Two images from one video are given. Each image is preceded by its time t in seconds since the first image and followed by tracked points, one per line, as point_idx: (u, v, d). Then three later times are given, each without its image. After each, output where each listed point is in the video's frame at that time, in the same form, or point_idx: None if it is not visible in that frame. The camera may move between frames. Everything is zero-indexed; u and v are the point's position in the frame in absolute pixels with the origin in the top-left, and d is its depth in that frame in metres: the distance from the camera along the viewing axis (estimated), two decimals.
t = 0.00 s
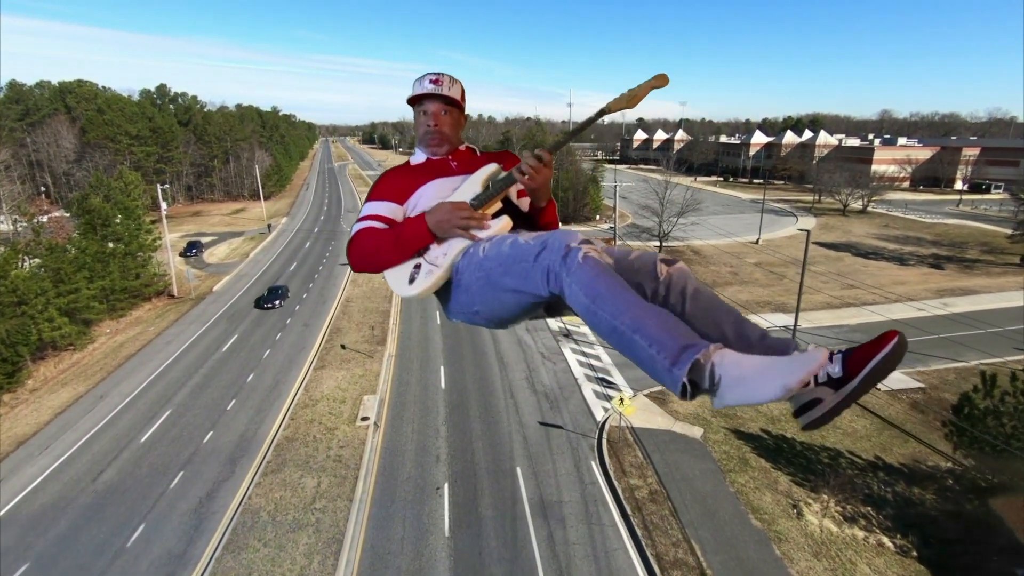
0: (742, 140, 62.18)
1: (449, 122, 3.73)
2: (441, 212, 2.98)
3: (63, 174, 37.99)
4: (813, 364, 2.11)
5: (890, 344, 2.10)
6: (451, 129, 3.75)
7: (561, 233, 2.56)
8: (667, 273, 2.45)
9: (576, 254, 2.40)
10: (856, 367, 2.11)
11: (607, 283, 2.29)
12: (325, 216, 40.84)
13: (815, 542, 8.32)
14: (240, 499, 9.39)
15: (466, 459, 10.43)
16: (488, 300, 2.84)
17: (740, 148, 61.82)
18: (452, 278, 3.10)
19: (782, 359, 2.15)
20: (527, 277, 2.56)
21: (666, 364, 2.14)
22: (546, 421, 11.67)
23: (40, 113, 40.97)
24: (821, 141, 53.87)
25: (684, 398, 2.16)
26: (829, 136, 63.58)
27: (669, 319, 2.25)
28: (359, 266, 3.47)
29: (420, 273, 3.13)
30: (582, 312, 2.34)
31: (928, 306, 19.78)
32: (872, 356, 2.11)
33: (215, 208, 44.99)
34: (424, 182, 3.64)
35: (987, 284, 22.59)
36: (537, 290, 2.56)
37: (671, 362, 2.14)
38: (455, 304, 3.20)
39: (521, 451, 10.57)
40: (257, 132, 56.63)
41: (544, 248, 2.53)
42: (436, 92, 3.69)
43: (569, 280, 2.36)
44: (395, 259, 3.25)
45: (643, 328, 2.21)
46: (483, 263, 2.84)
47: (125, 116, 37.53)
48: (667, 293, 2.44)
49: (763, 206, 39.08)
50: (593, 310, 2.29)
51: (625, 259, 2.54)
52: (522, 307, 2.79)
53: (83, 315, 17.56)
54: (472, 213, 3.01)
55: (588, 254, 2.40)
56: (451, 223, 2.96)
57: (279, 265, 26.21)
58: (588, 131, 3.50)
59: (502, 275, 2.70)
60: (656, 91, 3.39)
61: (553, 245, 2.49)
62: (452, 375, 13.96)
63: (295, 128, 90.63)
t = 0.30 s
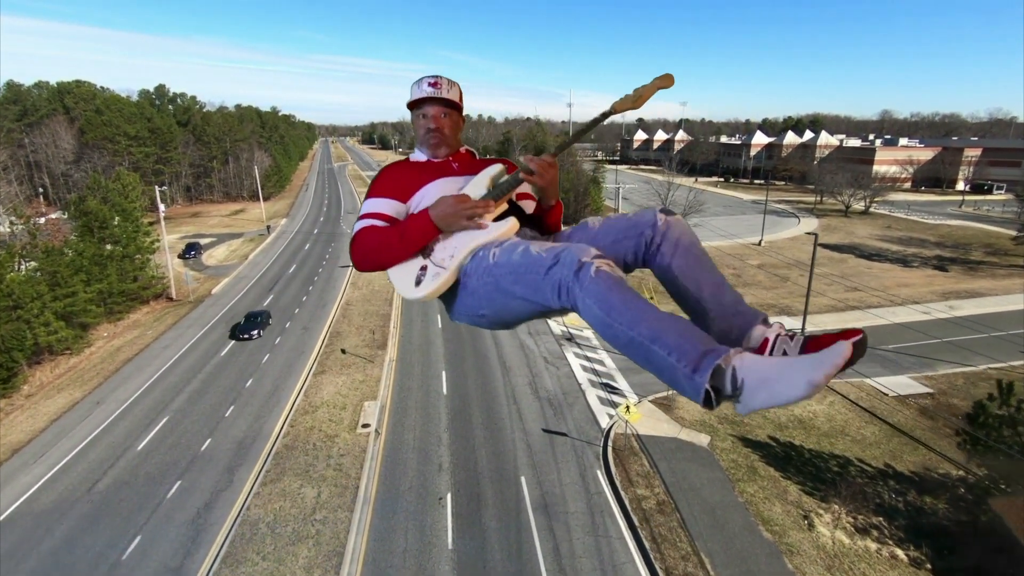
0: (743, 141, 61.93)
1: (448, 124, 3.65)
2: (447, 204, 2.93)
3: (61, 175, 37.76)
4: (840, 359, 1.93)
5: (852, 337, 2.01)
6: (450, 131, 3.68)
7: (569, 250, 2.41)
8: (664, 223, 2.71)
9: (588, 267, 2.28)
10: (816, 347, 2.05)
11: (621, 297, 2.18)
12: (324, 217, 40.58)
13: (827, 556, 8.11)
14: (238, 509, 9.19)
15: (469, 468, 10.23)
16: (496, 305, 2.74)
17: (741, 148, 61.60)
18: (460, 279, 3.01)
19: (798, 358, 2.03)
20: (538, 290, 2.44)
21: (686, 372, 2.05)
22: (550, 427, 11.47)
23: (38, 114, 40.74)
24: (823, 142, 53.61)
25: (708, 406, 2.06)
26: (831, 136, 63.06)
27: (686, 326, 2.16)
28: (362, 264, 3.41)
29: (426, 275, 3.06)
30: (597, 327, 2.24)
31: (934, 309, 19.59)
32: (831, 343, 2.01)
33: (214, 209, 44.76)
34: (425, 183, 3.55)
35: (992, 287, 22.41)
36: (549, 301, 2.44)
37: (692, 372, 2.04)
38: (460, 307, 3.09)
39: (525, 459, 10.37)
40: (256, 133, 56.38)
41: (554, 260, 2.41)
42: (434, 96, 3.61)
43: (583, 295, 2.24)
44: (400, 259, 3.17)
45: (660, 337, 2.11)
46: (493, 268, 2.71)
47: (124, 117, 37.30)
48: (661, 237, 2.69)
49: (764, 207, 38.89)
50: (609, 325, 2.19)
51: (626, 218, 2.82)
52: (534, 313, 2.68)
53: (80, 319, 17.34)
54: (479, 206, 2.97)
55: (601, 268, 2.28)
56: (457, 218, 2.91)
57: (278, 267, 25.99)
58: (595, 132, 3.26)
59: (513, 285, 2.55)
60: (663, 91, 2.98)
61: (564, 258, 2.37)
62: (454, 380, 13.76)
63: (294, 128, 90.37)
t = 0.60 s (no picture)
0: (745, 141, 61.74)
1: (454, 121, 3.37)
2: (458, 209, 2.70)
3: (61, 175, 37.55)
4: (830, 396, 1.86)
5: (799, 292, 2.22)
6: (455, 127, 3.41)
7: (572, 257, 2.31)
8: (644, 178, 2.83)
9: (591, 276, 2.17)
10: (762, 303, 2.26)
11: (624, 310, 2.08)
12: (326, 217, 40.36)
13: (847, 568, 7.92)
14: (242, 519, 8.99)
15: (477, 476, 10.03)
16: (495, 307, 2.63)
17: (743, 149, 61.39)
18: (461, 284, 2.82)
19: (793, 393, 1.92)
20: (538, 295, 2.34)
21: (684, 395, 1.94)
22: (558, 434, 11.26)
23: (38, 114, 40.51)
24: (825, 142, 53.42)
25: (703, 427, 1.95)
26: (834, 137, 62.87)
27: (688, 346, 2.06)
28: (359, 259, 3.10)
29: (428, 274, 2.80)
30: (598, 339, 2.14)
31: (943, 311, 19.40)
32: (779, 296, 2.23)
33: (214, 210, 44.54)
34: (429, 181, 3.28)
35: (1000, 289, 22.23)
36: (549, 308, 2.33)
37: (689, 394, 1.94)
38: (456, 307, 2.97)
39: (534, 467, 10.17)
40: (256, 133, 56.11)
41: (557, 267, 2.29)
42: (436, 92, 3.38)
43: (584, 303, 2.14)
44: (400, 256, 2.89)
45: (660, 355, 2.01)
46: (495, 271, 2.58)
47: (124, 116, 37.10)
48: (641, 191, 2.78)
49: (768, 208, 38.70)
50: (610, 337, 2.09)
51: (607, 189, 2.96)
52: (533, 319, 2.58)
53: (79, 322, 17.13)
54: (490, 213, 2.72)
55: (604, 280, 2.17)
56: (466, 225, 2.66)
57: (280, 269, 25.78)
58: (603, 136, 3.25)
59: (515, 289, 2.43)
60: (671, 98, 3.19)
61: (567, 266, 2.26)
62: (459, 385, 13.56)
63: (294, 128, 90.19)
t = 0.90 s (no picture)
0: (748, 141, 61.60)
1: (455, 123, 3.39)
2: (457, 208, 2.70)
3: (62, 175, 37.36)
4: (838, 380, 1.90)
5: (827, 268, 2.13)
6: (458, 128, 3.42)
7: (570, 256, 2.26)
8: (646, 181, 2.76)
9: (592, 274, 2.13)
10: (791, 285, 2.14)
11: (626, 308, 2.04)
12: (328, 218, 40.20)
13: None
14: (250, 527, 8.83)
15: (488, 482, 9.88)
16: (494, 307, 2.58)
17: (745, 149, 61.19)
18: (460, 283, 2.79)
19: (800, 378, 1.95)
20: (540, 293, 2.29)
21: (688, 389, 1.95)
22: (569, 439, 11.10)
23: (39, 113, 40.32)
24: (828, 142, 53.29)
25: (707, 422, 1.97)
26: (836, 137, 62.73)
27: (691, 340, 2.05)
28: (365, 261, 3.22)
29: (427, 277, 2.82)
30: (599, 336, 2.11)
31: (951, 313, 19.25)
32: (811, 274, 2.12)
33: (215, 210, 44.33)
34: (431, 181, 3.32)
35: (1008, 290, 22.11)
36: (550, 307, 2.29)
37: (693, 387, 1.94)
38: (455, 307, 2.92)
39: (546, 473, 10.01)
40: (257, 133, 56.01)
41: (557, 265, 2.25)
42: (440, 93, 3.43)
43: (586, 301, 2.10)
44: (401, 258, 2.96)
45: (663, 351, 1.99)
46: (494, 271, 2.53)
47: (125, 116, 36.95)
48: (643, 196, 2.74)
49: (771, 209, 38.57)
50: (612, 335, 2.06)
51: (610, 193, 2.94)
52: (533, 318, 2.54)
53: (82, 324, 16.97)
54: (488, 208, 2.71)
55: (606, 277, 2.14)
56: (465, 223, 2.65)
57: (283, 270, 25.62)
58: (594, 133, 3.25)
59: (516, 288, 2.39)
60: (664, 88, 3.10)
61: (567, 264, 2.21)
62: (467, 388, 13.40)
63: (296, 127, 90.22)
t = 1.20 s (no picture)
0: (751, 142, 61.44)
1: (457, 123, 3.38)
2: (458, 213, 2.70)
3: (64, 175, 37.11)
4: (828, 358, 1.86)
5: (860, 235, 2.08)
6: (460, 127, 3.42)
7: (565, 239, 2.28)
8: (649, 187, 2.62)
9: (590, 257, 2.15)
10: (829, 258, 2.07)
11: (623, 291, 2.05)
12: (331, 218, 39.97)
13: None
14: (265, 536, 8.65)
15: (506, 489, 9.70)
16: (496, 305, 2.62)
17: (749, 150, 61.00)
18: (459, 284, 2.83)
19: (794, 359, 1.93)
20: (537, 279, 2.31)
21: (685, 375, 1.95)
22: (586, 445, 10.92)
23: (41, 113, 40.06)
24: (832, 142, 53.14)
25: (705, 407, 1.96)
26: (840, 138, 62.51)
27: (685, 326, 2.06)
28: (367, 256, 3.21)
29: (426, 276, 2.84)
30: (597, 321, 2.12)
31: (964, 316, 19.08)
32: (845, 247, 2.05)
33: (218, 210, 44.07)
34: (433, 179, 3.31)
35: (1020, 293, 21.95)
36: (548, 293, 2.30)
37: (688, 372, 1.94)
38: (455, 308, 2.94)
39: (564, 480, 9.84)
40: (259, 133, 55.74)
41: (553, 250, 2.27)
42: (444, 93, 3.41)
43: (583, 285, 2.12)
44: (400, 256, 2.96)
45: (660, 335, 1.99)
46: (493, 263, 2.56)
47: (128, 116, 36.74)
48: (650, 203, 2.57)
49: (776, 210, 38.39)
50: (609, 319, 2.07)
51: (613, 197, 2.76)
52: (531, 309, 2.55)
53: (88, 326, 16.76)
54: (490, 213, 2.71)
55: (604, 259, 2.15)
56: (466, 228, 2.65)
57: (288, 270, 25.42)
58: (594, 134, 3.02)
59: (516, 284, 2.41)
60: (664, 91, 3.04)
61: (564, 248, 2.23)
62: (480, 392, 13.22)
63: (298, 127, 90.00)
